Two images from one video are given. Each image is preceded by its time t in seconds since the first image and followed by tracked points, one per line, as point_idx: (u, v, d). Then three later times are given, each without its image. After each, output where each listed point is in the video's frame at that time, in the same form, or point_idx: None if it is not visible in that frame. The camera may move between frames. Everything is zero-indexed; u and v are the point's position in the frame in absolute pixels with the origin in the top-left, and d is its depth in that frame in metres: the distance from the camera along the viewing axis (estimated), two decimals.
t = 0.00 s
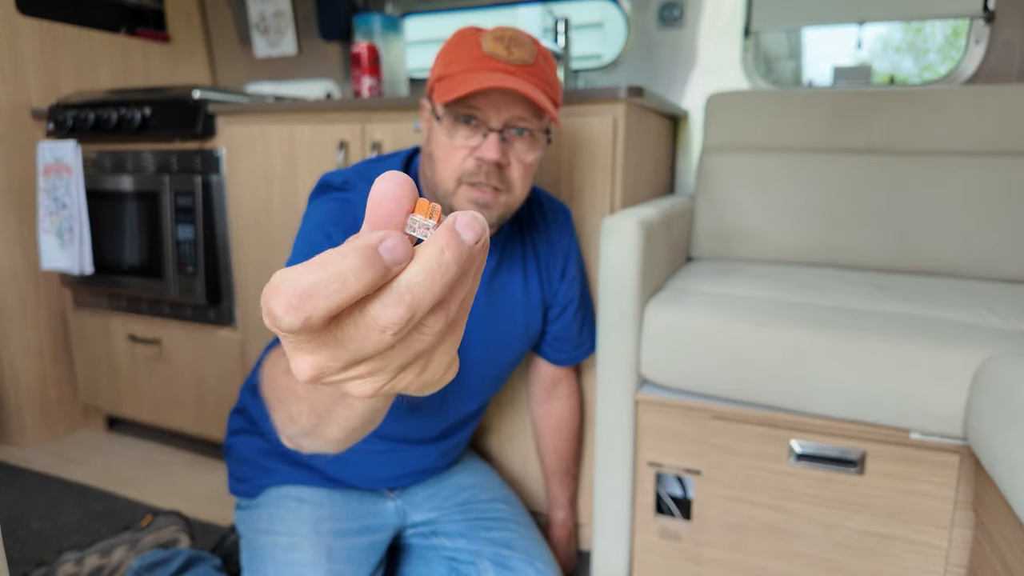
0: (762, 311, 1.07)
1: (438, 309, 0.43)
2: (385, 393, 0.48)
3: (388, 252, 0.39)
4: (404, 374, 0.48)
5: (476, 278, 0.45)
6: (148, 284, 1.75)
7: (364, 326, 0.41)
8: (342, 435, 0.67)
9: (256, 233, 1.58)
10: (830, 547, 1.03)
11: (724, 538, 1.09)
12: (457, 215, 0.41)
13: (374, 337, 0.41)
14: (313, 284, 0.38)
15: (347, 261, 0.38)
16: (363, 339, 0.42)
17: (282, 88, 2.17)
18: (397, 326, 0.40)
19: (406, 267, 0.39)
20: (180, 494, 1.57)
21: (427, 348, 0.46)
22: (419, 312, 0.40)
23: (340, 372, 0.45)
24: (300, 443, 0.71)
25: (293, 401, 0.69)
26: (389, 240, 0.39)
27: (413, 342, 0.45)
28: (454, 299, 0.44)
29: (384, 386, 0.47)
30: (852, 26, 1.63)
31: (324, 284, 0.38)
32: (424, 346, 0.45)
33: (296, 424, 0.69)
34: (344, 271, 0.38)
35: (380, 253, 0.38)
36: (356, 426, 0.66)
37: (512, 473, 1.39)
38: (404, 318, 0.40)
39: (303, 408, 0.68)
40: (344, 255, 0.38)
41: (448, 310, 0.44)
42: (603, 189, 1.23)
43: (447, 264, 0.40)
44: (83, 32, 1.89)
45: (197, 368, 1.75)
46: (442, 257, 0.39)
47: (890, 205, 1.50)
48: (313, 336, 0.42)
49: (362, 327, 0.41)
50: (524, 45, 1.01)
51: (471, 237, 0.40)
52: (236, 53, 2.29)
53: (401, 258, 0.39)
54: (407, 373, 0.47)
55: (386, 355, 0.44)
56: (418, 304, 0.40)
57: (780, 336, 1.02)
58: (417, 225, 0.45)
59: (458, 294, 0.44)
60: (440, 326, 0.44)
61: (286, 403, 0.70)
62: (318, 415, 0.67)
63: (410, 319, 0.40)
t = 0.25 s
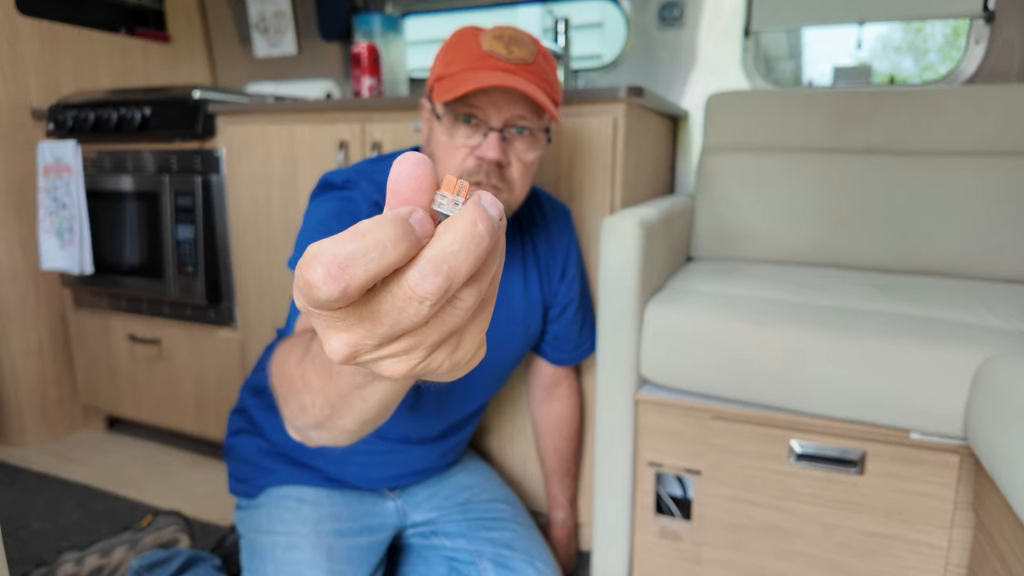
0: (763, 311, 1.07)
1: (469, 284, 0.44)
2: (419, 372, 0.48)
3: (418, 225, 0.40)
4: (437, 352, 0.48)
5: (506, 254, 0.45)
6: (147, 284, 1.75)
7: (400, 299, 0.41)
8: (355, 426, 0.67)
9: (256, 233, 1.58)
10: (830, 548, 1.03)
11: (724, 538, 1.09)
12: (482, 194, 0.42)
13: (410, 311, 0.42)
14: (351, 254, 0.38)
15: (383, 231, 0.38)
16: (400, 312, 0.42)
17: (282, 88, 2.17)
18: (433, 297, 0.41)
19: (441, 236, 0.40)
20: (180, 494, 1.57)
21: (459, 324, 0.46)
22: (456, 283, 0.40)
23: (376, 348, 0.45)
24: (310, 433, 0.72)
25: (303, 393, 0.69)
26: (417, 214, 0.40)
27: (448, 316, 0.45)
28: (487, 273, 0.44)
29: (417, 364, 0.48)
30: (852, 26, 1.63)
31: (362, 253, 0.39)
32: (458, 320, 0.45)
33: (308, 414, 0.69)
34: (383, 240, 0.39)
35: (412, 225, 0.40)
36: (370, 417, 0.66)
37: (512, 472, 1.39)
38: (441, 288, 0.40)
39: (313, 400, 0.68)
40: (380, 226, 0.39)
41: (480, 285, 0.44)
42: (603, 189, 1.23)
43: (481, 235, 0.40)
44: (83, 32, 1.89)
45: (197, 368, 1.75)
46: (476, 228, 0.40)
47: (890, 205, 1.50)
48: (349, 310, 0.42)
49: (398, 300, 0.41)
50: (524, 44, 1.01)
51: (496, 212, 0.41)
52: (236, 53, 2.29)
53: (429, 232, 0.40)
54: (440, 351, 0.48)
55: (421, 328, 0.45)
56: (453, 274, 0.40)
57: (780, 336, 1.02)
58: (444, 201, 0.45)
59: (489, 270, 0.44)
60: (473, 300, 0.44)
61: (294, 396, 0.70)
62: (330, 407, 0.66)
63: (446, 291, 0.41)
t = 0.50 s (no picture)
0: (762, 311, 1.07)
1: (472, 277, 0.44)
2: (422, 367, 0.48)
3: (420, 219, 0.40)
4: (440, 348, 0.48)
5: (509, 248, 0.45)
6: (147, 283, 1.75)
7: (402, 294, 0.41)
8: (358, 422, 0.67)
9: (256, 233, 1.58)
10: (830, 547, 1.03)
11: (724, 538, 1.09)
12: (487, 186, 0.41)
13: (412, 306, 0.42)
14: (353, 247, 0.39)
15: (386, 224, 0.39)
16: (401, 307, 0.42)
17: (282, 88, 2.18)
18: (434, 292, 0.41)
19: (443, 231, 0.40)
20: (181, 494, 1.58)
21: (462, 319, 0.46)
22: (457, 278, 0.40)
23: (378, 343, 0.45)
24: (311, 430, 0.72)
25: (306, 390, 0.69)
26: (420, 208, 0.40)
27: (449, 311, 0.45)
28: (489, 267, 0.44)
29: (420, 360, 0.48)
30: (852, 26, 1.63)
31: (365, 246, 0.39)
32: (460, 315, 0.45)
33: (313, 411, 0.69)
34: (386, 233, 0.39)
35: (415, 219, 0.40)
36: (373, 414, 0.66)
37: (512, 472, 1.39)
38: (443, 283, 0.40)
39: (316, 397, 0.68)
40: (383, 219, 0.39)
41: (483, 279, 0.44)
42: (604, 189, 1.23)
43: (482, 230, 0.40)
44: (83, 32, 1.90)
45: (197, 368, 1.75)
46: (476, 223, 0.40)
47: (889, 205, 1.50)
48: (350, 305, 0.42)
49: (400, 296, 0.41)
50: (525, 45, 1.01)
51: (501, 206, 0.41)
52: (237, 54, 2.30)
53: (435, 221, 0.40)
54: (443, 345, 0.48)
55: (423, 323, 0.45)
56: (455, 269, 0.40)
57: (780, 336, 1.02)
58: (448, 194, 0.45)
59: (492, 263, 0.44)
60: (475, 294, 0.44)
61: (297, 393, 0.70)
62: (333, 404, 0.66)
63: (448, 285, 0.41)
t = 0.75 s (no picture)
0: (762, 311, 1.07)
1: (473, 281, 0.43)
2: (423, 369, 0.48)
3: (422, 221, 0.40)
4: (441, 350, 0.48)
5: (511, 250, 0.45)
6: (147, 283, 1.75)
7: (402, 297, 0.41)
8: (358, 423, 0.67)
9: (256, 233, 1.58)
10: (831, 548, 1.03)
11: (725, 538, 1.09)
12: (489, 187, 0.41)
13: (413, 309, 0.42)
14: (355, 249, 0.38)
15: (387, 226, 0.38)
16: (402, 311, 0.42)
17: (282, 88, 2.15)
18: (435, 295, 0.40)
19: (444, 233, 0.39)
20: (180, 494, 1.57)
21: (462, 322, 0.46)
22: (457, 281, 0.40)
23: (379, 346, 0.45)
24: (311, 430, 0.72)
25: (306, 390, 0.69)
26: (422, 210, 0.40)
27: (450, 314, 0.45)
28: (490, 269, 0.44)
29: (421, 362, 0.48)
30: (852, 26, 1.63)
31: (366, 249, 0.39)
32: (460, 318, 0.45)
33: (313, 411, 0.69)
34: (388, 235, 0.39)
35: (416, 220, 0.39)
36: (374, 413, 0.66)
37: (512, 472, 1.39)
38: (443, 287, 0.40)
39: (315, 397, 0.68)
40: (385, 221, 0.39)
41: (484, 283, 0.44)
42: (604, 189, 1.23)
43: (483, 232, 0.39)
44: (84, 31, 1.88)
45: (197, 368, 1.75)
46: (478, 226, 0.39)
47: (890, 205, 1.50)
48: (351, 307, 0.42)
49: (401, 299, 0.41)
50: (525, 45, 1.00)
51: (503, 208, 0.40)
52: (237, 54, 2.30)
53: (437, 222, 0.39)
54: (444, 348, 0.48)
55: (424, 326, 0.45)
56: (456, 272, 0.40)
57: (779, 336, 1.02)
58: (449, 197, 0.45)
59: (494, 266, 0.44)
60: (477, 297, 0.44)
61: (297, 394, 0.70)
62: (332, 404, 0.66)
63: (449, 288, 0.40)
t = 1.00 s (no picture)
0: (762, 311, 1.07)
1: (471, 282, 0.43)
2: (421, 370, 0.48)
3: (421, 223, 0.40)
4: (439, 351, 0.48)
5: (510, 252, 0.45)
6: (147, 283, 1.75)
7: (401, 299, 0.41)
8: (357, 422, 0.67)
9: (256, 233, 1.58)
10: (831, 548, 1.03)
11: (725, 538, 1.09)
12: (488, 188, 0.41)
13: (412, 311, 0.42)
14: (355, 251, 0.38)
15: (387, 228, 0.38)
16: (401, 312, 0.42)
17: (282, 88, 2.15)
18: (435, 296, 0.40)
19: (443, 236, 0.39)
20: (180, 494, 1.57)
21: (461, 323, 0.46)
22: (457, 282, 0.40)
23: (377, 347, 0.45)
24: (309, 429, 0.72)
25: (305, 390, 0.69)
26: (421, 212, 0.40)
27: (448, 315, 0.45)
28: (490, 271, 0.44)
29: (419, 363, 0.48)
30: (852, 26, 1.63)
31: (366, 250, 0.38)
32: (459, 320, 0.45)
33: (312, 411, 0.69)
34: (387, 236, 0.38)
35: (416, 222, 0.39)
36: (373, 413, 0.66)
37: (512, 472, 1.39)
38: (442, 288, 0.40)
39: (314, 397, 0.68)
40: (384, 222, 0.39)
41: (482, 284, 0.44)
42: (604, 189, 1.23)
43: (482, 234, 0.39)
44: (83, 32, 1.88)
45: (197, 368, 1.75)
46: (476, 227, 0.39)
47: (890, 205, 1.50)
48: (350, 309, 0.42)
49: (400, 300, 0.41)
50: (525, 45, 1.00)
51: (501, 210, 0.40)
52: (237, 54, 2.30)
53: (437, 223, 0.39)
54: (441, 349, 0.48)
55: (422, 327, 0.45)
56: (455, 273, 0.40)
57: (779, 336, 1.02)
58: (448, 198, 0.46)
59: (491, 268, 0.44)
60: (475, 299, 0.44)
61: (296, 394, 0.70)
62: (331, 404, 0.66)
63: (448, 289, 0.40)
